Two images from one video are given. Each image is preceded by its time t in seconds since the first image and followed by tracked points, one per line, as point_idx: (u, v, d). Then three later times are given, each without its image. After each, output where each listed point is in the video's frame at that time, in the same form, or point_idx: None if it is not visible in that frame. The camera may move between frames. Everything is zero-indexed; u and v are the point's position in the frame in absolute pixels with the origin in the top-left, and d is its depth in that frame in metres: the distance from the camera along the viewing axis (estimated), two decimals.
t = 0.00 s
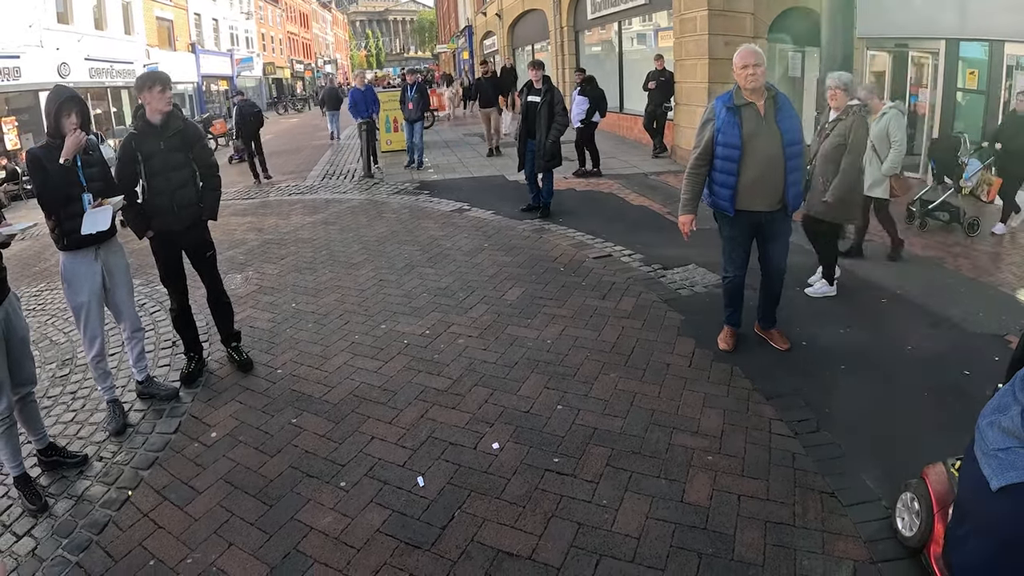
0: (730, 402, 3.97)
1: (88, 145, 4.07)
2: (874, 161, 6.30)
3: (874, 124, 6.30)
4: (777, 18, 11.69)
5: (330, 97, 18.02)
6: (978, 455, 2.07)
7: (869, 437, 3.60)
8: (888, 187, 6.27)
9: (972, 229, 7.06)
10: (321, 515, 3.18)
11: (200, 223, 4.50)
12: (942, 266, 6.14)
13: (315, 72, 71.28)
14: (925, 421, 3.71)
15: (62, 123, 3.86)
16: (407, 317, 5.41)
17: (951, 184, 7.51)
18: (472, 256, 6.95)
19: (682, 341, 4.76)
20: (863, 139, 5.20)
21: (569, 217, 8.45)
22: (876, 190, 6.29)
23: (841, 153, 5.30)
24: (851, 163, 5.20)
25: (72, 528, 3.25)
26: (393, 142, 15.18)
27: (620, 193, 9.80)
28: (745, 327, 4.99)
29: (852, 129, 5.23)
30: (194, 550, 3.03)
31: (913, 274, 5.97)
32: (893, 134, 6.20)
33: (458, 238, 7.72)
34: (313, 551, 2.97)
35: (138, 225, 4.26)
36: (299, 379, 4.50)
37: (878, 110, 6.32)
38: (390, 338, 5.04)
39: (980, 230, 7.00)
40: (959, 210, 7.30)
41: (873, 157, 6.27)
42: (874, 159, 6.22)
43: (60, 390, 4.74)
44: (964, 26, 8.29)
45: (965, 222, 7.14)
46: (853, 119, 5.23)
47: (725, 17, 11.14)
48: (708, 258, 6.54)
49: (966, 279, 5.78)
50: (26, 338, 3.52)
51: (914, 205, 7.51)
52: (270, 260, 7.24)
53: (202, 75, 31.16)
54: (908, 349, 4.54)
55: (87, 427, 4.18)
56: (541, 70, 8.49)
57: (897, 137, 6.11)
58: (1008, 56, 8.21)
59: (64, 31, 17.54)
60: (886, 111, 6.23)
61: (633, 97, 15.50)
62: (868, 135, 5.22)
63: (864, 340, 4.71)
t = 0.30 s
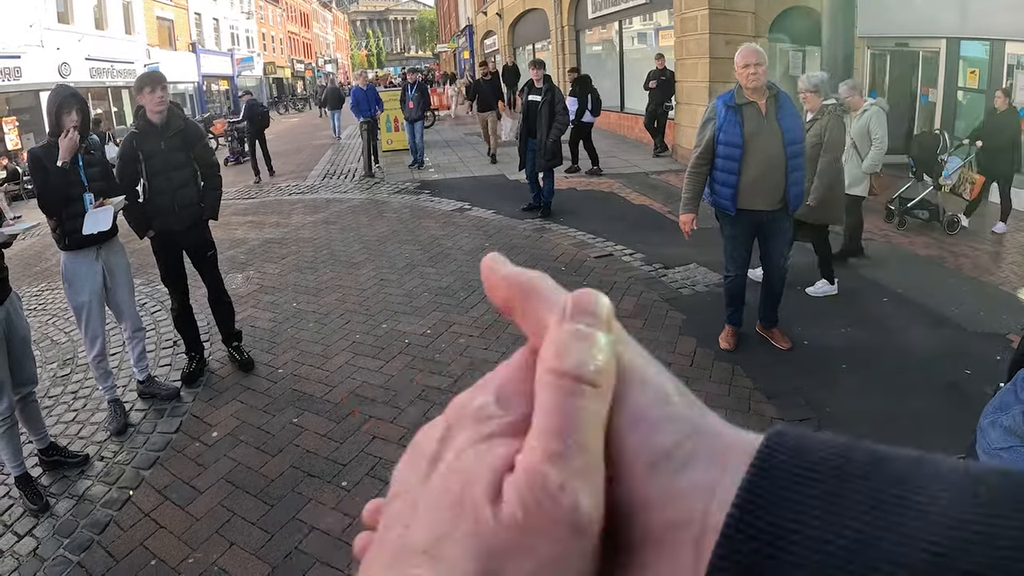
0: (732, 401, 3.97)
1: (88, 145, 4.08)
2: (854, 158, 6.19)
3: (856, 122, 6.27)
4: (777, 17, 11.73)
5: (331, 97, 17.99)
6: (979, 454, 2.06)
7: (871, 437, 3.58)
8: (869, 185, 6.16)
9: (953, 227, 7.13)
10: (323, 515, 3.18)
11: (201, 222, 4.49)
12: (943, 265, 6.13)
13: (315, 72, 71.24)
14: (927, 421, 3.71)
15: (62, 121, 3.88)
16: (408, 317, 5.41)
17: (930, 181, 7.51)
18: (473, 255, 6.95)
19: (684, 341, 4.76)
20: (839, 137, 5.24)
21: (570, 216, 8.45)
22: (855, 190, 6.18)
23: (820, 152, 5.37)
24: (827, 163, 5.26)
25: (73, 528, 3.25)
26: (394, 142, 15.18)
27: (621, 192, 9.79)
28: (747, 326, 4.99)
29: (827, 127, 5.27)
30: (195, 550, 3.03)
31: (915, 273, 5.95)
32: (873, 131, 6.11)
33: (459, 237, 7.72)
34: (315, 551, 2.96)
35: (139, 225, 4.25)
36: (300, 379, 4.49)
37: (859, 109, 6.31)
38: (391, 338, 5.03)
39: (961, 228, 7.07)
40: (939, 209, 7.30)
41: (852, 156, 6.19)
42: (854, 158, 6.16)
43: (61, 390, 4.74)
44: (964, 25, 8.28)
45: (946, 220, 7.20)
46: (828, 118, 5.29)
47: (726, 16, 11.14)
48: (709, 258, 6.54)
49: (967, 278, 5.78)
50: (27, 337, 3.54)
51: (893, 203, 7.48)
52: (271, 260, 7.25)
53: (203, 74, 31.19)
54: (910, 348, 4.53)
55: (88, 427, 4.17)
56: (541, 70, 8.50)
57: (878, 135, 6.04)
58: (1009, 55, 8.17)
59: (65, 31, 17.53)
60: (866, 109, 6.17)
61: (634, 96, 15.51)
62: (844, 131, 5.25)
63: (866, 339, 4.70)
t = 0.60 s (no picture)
0: (733, 401, 3.97)
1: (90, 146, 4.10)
2: (830, 162, 6.16)
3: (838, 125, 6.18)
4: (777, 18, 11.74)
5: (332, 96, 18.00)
6: (980, 453, 2.06)
7: (873, 437, 3.59)
8: (843, 190, 6.11)
9: (931, 224, 7.16)
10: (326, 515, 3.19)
11: (203, 223, 4.49)
12: (945, 265, 6.13)
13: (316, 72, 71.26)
14: (928, 420, 3.71)
15: (65, 128, 3.91)
16: (410, 317, 5.42)
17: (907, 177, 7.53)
18: (474, 255, 6.96)
19: (686, 340, 4.76)
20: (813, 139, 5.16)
21: (571, 216, 8.45)
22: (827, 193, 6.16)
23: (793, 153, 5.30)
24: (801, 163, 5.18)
25: (76, 528, 3.26)
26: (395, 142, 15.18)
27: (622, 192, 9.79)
28: (749, 326, 4.99)
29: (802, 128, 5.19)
30: (199, 550, 3.04)
31: (916, 273, 5.96)
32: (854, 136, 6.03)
33: (461, 237, 7.73)
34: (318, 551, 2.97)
35: (141, 225, 4.26)
36: (303, 379, 4.50)
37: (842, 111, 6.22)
38: (393, 338, 5.04)
39: (938, 226, 7.11)
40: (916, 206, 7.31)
41: (829, 158, 6.16)
42: (832, 161, 6.13)
43: (64, 390, 4.75)
44: (965, 24, 8.28)
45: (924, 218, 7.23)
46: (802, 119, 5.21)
47: (727, 16, 11.15)
48: (710, 258, 6.54)
49: (969, 278, 5.78)
50: (30, 338, 3.55)
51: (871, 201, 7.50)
52: (274, 260, 7.26)
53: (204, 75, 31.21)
54: (911, 348, 4.54)
55: (91, 427, 4.19)
56: (542, 70, 8.51)
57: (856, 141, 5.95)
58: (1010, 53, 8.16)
59: (66, 32, 17.56)
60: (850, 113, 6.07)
61: (635, 96, 15.52)
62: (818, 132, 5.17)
63: (867, 338, 4.71)
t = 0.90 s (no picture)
0: (736, 399, 3.98)
1: (94, 148, 4.12)
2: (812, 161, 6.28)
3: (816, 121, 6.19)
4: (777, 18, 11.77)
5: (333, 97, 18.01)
6: (981, 448, 2.08)
7: (876, 435, 3.60)
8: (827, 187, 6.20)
9: (908, 222, 7.26)
10: (330, 514, 3.20)
11: (206, 223, 4.51)
12: (946, 263, 6.14)
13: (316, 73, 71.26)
14: (930, 418, 3.72)
15: (68, 129, 3.93)
16: (413, 317, 5.44)
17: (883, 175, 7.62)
18: (477, 256, 6.97)
19: (688, 340, 4.77)
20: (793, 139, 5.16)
21: (573, 216, 8.46)
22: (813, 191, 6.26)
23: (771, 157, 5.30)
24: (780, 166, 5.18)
25: (81, 527, 3.27)
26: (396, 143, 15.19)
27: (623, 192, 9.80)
28: (751, 325, 5.00)
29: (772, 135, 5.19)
30: (204, 549, 3.05)
31: (918, 271, 5.97)
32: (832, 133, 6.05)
33: (463, 237, 7.75)
34: (323, 550, 2.98)
35: (144, 226, 4.28)
36: (306, 379, 4.52)
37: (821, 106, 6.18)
38: (396, 338, 5.05)
39: (916, 223, 7.20)
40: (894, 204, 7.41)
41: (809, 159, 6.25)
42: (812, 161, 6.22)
43: (68, 391, 4.77)
44: (965, 23, 8.30)
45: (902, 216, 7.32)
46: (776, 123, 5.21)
47: (726, 16, 11.17)
48: (712, 257, 6.56)
49: (970, 276, 5.79)
50: (35, 338, 3.57)
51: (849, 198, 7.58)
52: (276, 261, 7.28)
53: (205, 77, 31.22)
54: (913, 346, 4.56)
55: (95, 428, 4.20)
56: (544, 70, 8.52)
57: (833, 140, 5.98)
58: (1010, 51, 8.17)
59: (67, 34, 17.60)
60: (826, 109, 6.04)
61: (636, 96, 15.53)
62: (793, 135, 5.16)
63: (869, 336, 4.72)
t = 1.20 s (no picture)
0: (737, 398, 3.98)
1: (95, 148, 4.12)
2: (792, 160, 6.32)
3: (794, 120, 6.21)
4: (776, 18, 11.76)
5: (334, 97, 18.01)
6: (982, 446, 2.08)
7: (877, 433, 3.60)
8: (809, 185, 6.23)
9: (880, 219, 7.38)
10: (333, 513, 3.21)
11: (207, 223, 4.51)
12: (947, 262, 6.14)
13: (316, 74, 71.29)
14: (931, 416, 3.72)
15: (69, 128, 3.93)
16: (413, 316, 5.44)
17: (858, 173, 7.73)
18: (477, 255, 6.98)
19: (688, 338, 4.78)
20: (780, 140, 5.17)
21: (573, 216, 8.46)
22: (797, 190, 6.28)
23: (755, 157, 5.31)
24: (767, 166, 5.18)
25: (84, 527, 3.28)
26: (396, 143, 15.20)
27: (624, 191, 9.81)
28: (753, 324, 5.01)
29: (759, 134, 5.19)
30: (207, 547, 3.06)
31: (919, 270, 5.96)
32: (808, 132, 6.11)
33: (464, 237, 7.75)
34: (325, 549, 2.99)
35: (145, 226, 4.28)
36: (308, 378, 4.53)
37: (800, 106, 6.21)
38: (398, 337, 5.06)
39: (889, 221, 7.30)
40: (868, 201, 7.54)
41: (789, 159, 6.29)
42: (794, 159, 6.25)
43: (70, 391, 4.78)
44: (965, 21, 8.28)
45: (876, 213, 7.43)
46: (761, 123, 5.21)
47: (726, 15, 11.16)
48: (713, 256, 6.56)
49: (971, 275, 5.78)
50: (38, 338, 3.59)
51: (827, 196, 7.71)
52: (278, 261, 7.29)
53: (205, 78, 31.23)
54: (914, 344, 4.55)
55: (97, 428, 4.21)
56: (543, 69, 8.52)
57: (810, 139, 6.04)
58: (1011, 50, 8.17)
59: (68, 35, 17.62)
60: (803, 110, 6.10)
61: (637, 96, 15.52)
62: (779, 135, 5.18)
63: (870, 335, 4.72)
